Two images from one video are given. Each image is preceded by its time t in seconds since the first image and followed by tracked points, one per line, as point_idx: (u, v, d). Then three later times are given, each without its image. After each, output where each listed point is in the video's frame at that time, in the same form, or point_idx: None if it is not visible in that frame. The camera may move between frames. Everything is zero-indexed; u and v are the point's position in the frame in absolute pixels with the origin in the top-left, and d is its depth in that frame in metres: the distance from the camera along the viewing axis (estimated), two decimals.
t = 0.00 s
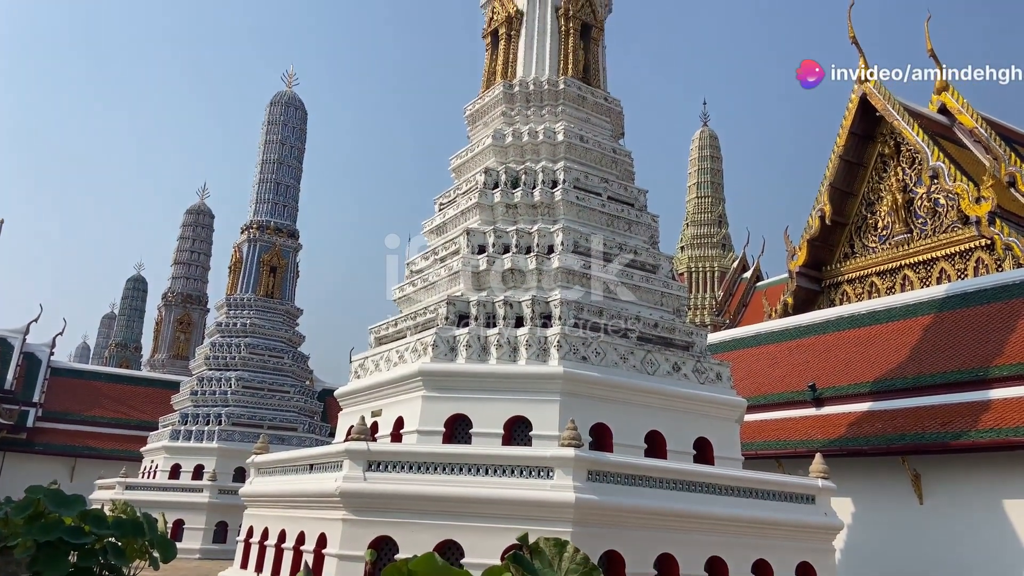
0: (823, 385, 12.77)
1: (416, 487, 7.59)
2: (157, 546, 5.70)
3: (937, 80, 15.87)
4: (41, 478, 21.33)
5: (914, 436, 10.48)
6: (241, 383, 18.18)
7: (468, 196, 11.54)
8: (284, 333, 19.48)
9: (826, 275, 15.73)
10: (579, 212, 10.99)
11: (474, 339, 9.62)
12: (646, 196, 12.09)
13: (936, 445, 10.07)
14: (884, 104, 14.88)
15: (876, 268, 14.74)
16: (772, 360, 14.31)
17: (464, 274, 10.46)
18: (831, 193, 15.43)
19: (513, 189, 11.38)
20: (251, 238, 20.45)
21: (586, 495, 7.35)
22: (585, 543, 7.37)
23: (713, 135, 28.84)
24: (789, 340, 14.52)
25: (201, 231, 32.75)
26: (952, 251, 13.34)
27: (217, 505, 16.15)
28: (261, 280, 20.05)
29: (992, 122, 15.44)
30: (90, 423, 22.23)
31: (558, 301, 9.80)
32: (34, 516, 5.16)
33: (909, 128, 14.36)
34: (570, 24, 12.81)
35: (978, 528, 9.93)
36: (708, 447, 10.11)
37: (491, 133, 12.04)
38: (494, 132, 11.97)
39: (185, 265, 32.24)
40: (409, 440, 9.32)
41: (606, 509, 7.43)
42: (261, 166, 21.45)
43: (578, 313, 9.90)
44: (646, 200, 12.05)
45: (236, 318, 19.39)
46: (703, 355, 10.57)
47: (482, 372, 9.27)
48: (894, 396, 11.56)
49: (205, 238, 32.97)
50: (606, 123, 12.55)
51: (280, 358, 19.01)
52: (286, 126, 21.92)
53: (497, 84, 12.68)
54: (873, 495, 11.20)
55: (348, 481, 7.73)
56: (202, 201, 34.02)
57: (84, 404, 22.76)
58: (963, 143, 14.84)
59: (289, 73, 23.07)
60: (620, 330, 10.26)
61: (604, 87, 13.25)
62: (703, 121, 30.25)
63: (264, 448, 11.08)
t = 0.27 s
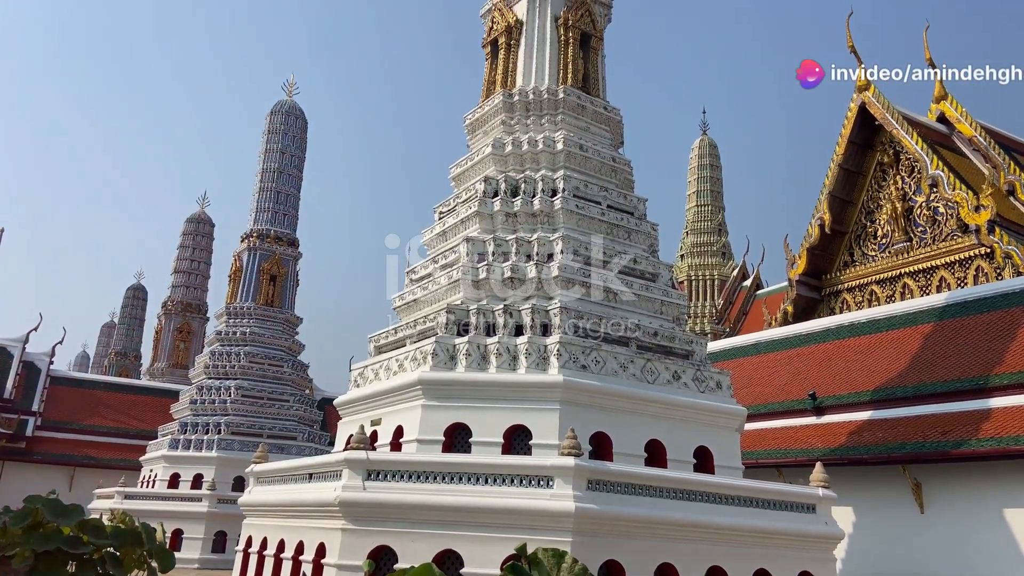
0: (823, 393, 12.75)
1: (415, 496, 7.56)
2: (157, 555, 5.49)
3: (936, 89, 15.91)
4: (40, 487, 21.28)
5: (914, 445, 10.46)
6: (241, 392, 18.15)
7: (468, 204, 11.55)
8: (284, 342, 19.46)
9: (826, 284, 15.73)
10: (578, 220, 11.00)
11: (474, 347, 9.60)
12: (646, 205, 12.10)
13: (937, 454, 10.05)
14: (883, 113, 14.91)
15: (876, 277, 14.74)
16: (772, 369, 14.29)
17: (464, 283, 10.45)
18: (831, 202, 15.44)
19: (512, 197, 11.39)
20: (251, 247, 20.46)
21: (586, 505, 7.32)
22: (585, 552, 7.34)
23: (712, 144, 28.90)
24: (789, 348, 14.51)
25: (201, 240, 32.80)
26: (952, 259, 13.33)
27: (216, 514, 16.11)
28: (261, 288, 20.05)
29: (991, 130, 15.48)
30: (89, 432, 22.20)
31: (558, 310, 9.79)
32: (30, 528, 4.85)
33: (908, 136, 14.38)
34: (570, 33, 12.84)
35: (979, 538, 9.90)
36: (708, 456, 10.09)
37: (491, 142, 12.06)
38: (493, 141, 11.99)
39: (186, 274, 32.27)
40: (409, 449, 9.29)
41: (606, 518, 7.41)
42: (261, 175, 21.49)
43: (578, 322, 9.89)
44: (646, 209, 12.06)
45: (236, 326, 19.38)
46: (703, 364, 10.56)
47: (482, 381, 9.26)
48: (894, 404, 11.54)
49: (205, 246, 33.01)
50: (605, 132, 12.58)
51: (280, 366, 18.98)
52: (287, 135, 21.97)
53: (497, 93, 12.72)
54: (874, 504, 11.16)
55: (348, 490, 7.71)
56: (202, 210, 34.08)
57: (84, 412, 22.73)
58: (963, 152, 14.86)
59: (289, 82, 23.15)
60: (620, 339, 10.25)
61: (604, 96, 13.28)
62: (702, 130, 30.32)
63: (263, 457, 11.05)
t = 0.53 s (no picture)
0: (824, 401, 12.72)
1: (415, 505, 7.54)
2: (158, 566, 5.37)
3: (935, 97, 15.94)
4: (40, 496, 21.24)
5: (915, 453, 10.44)
6: (241, 400, 18.13)
7: (468, 213, 11.56)
8: (284, 350, 19.44)
9: (827, 291, 15.72)
10: (578, 228, 11.00)
11: (474, 355, 9.60)
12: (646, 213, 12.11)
13: (938, 462, 10.02)
14: (882, 121, 14.94)
15: (875, 284, 14.74)
16: (773, 377, 14.27)
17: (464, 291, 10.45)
18: (830, 210, 15.46)
19: (512, 206, 11.40)
20: (251, 255, 20.47)
21: (586, 513, 7.30)
22: (585, 561, 7.32)
23: (712, 152, 28.94)
24: (790, 356, 14.49)
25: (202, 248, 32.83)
26: (952, 267, 13.33)
27: (216, 523, 16.06)
28: (261, 297, 20.06)
29: (991, 138, 15.51)
30: (89, 440, 22.16)
31: (558, 317, 9.79)
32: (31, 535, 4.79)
33: (907, 144, 14.41)
34: (570, 42, 12.89)
35: (980, 545, 9.86)
36: (709, 464, 10.06)
37: (491, 151, 12.08)
38: (493, 149, 12.01)
39: (186, 282, 32.28)
40: (409, 458, 9.27)
41: (606, 527, 7.39)
42: (261, 183, 21.53)
43: (577, 329, 9.89)
44: (645, 217, 12.07)
45: (236, 334, 19.37)
46: (703, 372, 10.55)
47: (482, 389, 9.25)
48: (895, 412, 11.51)
49: (205, 254, 33.04)
50: (605, 140, 12.60)
51: (279, 374, 18.96)
52: (287, 143, 22.01)
53: (497, 102, 12.75)
54: (875, 512, 11.12)
55: (348, 498, 7.70)
56: (203, 218, 34.11)
57: (84, 421, 22.70)
58: (962, 160, 14.87)
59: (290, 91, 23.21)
60: (620, 347, 10.24)
61: (603, 104, 13.31)
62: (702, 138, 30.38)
63: (263, 466, 11.02)
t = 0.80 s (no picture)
0: (824, 408, 12.71)
1: (415, 513, 7.53)
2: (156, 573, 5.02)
3: (934, 104, 15.97)
4: (39, 503, 21.21)
5: (916, 460, 10.42)
6: (240, 408, 18.11)
7: (468, 220, 11.57)
8: (285, 357, 19.43)
9: (827, 298, 15.72)
10: (578, 235, 11.01)
11: (474, 362, 9.59)
12: (646, 220, 12.12)
13: (939, 469, 10.00)
14: (882, 128, 14.97)
15: (875, 291, 14.74)
16: (773, 384, 14.26)
17: (464, 298, 10.44)
18: (830, 216, 15.47)
19: (512, 213, 11.41)
20: (251, 262, 20.48)
21: (586, 521, 7.28)
22: (586, 569, 7.30)
23: (712, 158, 28.97)
24: (790, 363, 14.48)
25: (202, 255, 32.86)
26: (952, 274, 13.33)
27: (215, 530, 16.02)
28: (261, 304, 20.06)
29: (990, 145, 15.52)
30: (88, 448, 22.13)
31: (558, 324, 9.78)
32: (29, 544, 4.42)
33: (907, 151, 14.42)
34: (569, 49, 12.92)
35: (982, 553, 9.83)
36: (709, 471, 10.04)
37: (491, 158, 12.09)
38: (493, 156, 12.03)
39: (186, 289, 32.29)
40: (409, 465, 9.25)
41: (606, 535, 7.37)
42: (261, 190, 21.56)
43: (577, 336, 9.88)
44: (645, 224, 12.07)
45: (236, 341, 19.35)
46: (703, 379, 10.54)
47: (481, 396, 9.24)
48: (896, 419, 11.49)
49: (205, 261, 33.06)
50: (605, 147, 12.62)
51: (279, 382, 18.94)
52: (287, 150, 22.05)
53: (497, 109, 12.77)
54: (876, 519, 11.10)
55: (348, 506, 7.67)
56: (203, 225, 34.14)
57: (83, 428, 22.67)
58: (962, 167, 14.88)
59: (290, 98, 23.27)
60: (620, 354, 10.23)
61: (603, 111, 13.34)
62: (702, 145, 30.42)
63: (263, 474, 11.00)
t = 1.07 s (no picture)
0: (825, 417, 12.68)
1: (415, 523, 7.50)
2: None
3: (933, 113, 16.01)
4: (38, 514, 21.16)
5: (917, 470, 10.39)
6: (240, 417, 18.08)
7: (468, 229, 11.59)
8: (285, 367, 19.41)
9: (827, 307, 15.72)
10: (578, 244, 11.02)
11: (474, 372, 9.58)
12: (646, 229, 12.13)
13: (940, 479, 9.98)
14: (881, 137, 15.00)
15: (875, 300, 14.74)
16: (774, 393, 14.24)
17: (464, 307, 10.44)
18: (830, 226, 15.48)
19: (512, 222, 11.42)
20: (251, 272, 20.49)
21: (587, 531, 7.26)
22: None
23: (712, 168, 29.02)
24: (791, 372, 14.47)
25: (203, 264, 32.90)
26: (952, 282, 13.33)
27: (215, 540, 15.96)
28: (261, 313, 20.06)
29: (989, 154, 15.54)
30: (88, 458, 22.09)
31: (558, 334, 9.77)
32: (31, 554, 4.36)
33: (906, 161, 14.45)
34: (570, 59, 12.96)
35: (984, 563, 9.79)
36: (709, 481, 10.01)
37: (491, 168, 12.12)
38: (493, 166, 12.05)
39: (186, 298, 32.32)
40: (409, 475, 9.23)
41: (607, 545, 7.34)
42: (262, 200, 21.59)
43: (578, 345, 9.87)
44: (645, 233, 12.09)
45: (236, 351, 19.33)
46: (704, 388, 10.52)
47: (482, 405, 9.22)
48: (897, 429, 11.47)
49: (205, 271, 33.09)
50: (605, 157, 12.65)
51: (279, 391, 18.92)
52: (287, 160, 22.10)
53: (497, 119, 12.81)
54: (877, 529, 11.06)
55: (348, 516, 7.65)
56: (204, 235, 34.18)
57: (83, 438, 22.63)
58: (961, 176, 14.90)
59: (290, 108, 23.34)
60: (620, 363, 10.22)
61: (603, 121, 13.37)
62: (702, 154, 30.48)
63: (262, 484, 10.97)
